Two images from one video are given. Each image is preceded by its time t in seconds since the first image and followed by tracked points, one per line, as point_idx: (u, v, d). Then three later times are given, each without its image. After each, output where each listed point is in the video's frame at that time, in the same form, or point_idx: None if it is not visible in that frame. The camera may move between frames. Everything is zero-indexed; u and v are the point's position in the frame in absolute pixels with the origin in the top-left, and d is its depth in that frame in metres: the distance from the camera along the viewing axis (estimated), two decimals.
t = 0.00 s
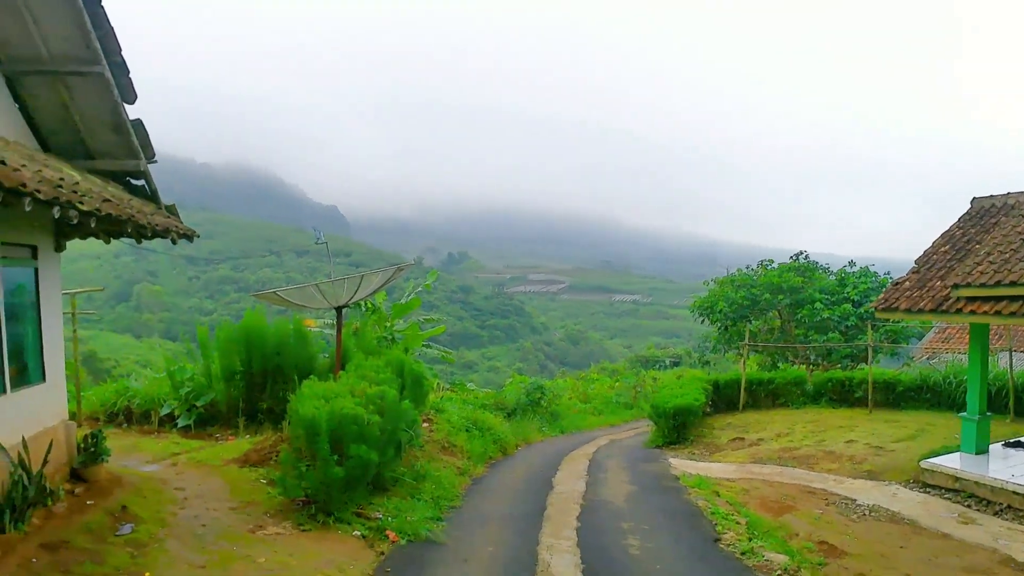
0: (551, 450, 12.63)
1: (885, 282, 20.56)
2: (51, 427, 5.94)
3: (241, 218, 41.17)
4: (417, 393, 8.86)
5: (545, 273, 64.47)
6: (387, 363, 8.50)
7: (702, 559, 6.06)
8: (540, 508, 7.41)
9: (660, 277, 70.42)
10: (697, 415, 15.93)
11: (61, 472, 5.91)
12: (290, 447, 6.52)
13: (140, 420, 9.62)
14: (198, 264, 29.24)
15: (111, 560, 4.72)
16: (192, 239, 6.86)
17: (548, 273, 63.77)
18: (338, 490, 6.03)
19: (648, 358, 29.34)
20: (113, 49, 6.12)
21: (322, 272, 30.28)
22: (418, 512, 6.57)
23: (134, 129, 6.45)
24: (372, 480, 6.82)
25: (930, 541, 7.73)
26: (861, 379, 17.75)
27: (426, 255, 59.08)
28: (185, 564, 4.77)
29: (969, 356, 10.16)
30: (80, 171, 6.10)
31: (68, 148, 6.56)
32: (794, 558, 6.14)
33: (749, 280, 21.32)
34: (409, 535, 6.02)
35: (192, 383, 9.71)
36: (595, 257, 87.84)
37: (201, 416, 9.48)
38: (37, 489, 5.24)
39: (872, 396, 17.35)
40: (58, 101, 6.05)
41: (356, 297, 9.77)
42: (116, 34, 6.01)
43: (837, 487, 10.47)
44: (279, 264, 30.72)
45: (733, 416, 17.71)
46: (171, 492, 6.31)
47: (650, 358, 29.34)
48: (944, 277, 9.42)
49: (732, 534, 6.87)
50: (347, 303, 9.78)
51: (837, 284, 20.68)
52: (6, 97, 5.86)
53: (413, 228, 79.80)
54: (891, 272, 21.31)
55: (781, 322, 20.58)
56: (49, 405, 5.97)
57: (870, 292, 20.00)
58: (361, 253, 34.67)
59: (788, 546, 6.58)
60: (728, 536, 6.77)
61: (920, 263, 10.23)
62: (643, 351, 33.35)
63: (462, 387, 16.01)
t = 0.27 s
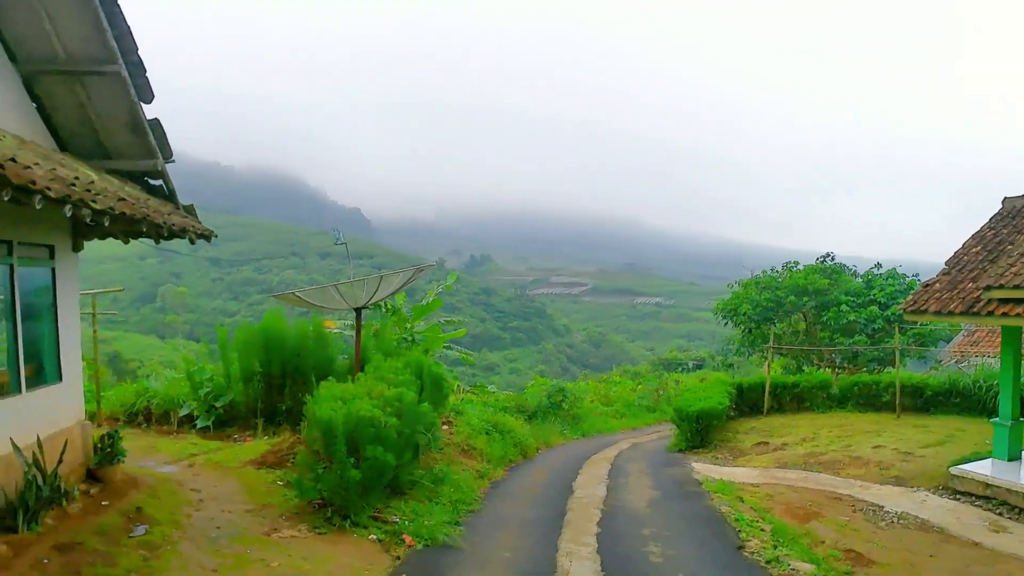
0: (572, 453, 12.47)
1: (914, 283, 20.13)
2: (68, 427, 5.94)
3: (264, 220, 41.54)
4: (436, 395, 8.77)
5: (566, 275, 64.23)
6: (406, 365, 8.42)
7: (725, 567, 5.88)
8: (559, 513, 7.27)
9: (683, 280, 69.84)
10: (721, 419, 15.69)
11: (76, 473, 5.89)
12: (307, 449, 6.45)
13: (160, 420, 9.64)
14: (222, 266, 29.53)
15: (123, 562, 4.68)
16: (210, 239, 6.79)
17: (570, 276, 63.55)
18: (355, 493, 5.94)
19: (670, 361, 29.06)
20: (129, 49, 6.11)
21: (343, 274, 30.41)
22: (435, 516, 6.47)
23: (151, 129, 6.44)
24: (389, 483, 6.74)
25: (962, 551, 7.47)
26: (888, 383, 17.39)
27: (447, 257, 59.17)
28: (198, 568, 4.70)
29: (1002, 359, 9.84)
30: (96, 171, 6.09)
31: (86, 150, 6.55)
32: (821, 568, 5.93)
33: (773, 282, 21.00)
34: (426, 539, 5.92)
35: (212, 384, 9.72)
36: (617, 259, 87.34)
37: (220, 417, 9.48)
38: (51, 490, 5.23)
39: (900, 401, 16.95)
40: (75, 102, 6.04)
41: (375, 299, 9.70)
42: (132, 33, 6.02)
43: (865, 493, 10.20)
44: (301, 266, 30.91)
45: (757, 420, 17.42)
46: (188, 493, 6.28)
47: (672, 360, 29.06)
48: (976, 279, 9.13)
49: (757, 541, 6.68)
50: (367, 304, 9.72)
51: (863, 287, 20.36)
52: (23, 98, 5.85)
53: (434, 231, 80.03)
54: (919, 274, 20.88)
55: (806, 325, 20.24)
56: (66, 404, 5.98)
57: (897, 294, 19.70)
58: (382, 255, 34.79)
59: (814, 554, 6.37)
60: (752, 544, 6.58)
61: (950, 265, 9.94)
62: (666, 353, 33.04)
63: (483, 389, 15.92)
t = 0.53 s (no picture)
0: (588, 453, 12.30)
1: (939, 284, 19.71)
2: (79, 421, 5.92)
3: (284, 217, 41.76)
4: (451, 392, 8.65)
5: (585, 273, 63.92)
6: (421, 361, 8.30)
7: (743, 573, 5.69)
8: (574, 515, 7.11)
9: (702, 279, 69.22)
10: (740, 420, 15.42)
11: (87, 466, 5.89)
12: (318, 445, 6.36)
13: (175, 414, 9.63)
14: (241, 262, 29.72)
15: (129, 557, 4.61)
16: (223, 232, 6.71)
17: (588, 274, 63.26)
18: (366, 491, 5.83)
19: (688, 360, 28.75)
20: (143, 39, 6.03)
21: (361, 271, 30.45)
22: (447, 516, 6.35)
23: (164, 120, 6.40)
24: (402, 482, 6.63)
25: (991, 561, 7.21)
26: (912, 385, 17.04)
27: (466, 255, 59.13)
28: (205, 565, 4.62)
29: None
30: (109, 162, 6.08)
31: (101, 140, 6.56)
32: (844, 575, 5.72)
33: (795, 281, 20.64)
34: (437, 539, 5.80)
35: (226, 378, 9.69)
36: (636, 258, 86.81)
37: (234, 412, 9.45)
38: (60, 483, 5.20)
39: (924, 403, 16.57)
40: (88, 91, 6.05)
41: (391, 294, 9.60)
42: (146, 23, 5.93)
43: (888, 498, 9.94)
44: (320, 262, 31.01)
45: (777, 421, 17.12)
46: (199, 488, 6.21)
47: (690, 360, 28.75)
48: (1006, 280, 8.83)
49: (777, 546, 6.47)
50: (382, 300, 9.63)
51: (888, 287, 19.97)
52: (37, 87, 5.88)
53: (453, 228, 80.08)
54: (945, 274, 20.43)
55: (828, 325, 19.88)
56: (76, 397, 5.94)
57: (921, 295, 19.36)
58: (400, 252, 34.80)
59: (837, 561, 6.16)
60: (771, 549, 6.38)
61: (979, 265, 9.64)
62: (684, 353, 32.71)
63: (499, 387, 15.79)
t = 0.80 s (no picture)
0: (595, 454, 12.16)
1: (951, 286, 19.45)
2: (78, 418, 5.84)
3: (292, 214, 41.78)
4: (457, 391, 8.53)
5: (592, 273, 63.71)
6: (426, 360, 8.19)
7: None
8: (581, 518, 6.98)
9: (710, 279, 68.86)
10: (749, 422, 15.23)
11: (86, 464, 5.80)
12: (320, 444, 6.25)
13: (179, 411, 9.56)
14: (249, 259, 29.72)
15: (126, 558, 4.50)
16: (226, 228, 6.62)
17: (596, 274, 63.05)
18: (369, 491, 5.72)
19: (696, 361, 28.54)
20: (145, 29, 5.97)
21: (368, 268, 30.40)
22: (452, 517, 6.24)
23: (167, 112, 6.34)
24: (405, 482, 6.52)
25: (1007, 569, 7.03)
26: (924, 388, 16.81)
27: (473, 253, 59.04)
28: (204, 566, 4.50)
29: None
30: (110, 155, 6.00)
31: (103, 133, 6.49)
32: None
33: (805, 282, 20.42)
34: (442, 541, 5.68)
35: (230, 375, 9.62)
36: (644, 258, 86.52)
37: (238, 410, 9.37)
38: (57, 481, 5.12)
39: (936, 406, 16.35)
40: (90, 83, 5.98)
41: (396, 292, 9.49)
42: (147, 13, 5.87)
43: (900, 503, 9.76)
44: (327, 260, 30.98)
45: (786, 423, 16.93)
46: (200, 487, 6.11)
47: (698, 361, 28.55)
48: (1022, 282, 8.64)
49: (788, 552, 6.32)
50: (388, 297, 9.53)
51: (899, 288, 19.71)
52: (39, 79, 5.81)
53: (460, 227, 80.00)
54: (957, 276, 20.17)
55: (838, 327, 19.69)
56: (75, 394, 5.85)
57: (933, 297, 19.07)
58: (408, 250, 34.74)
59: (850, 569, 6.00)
60: (783, 555, 6.22)
61: (994, 267, 9.44)
62: (692, 353, 32.49)
63: (506, 386, 15.68)
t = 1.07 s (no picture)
0: (596, 449, 12.04)
1: (952, 276, 19.35)
2: (70, 415, 5.69)
3: (288, 211, 41.57)
4: (456, 386, 8.40)
5: (590, 268, 63.60)
6: (425, 354, 8.05)
7: None
8: (584, 514, 6.86)
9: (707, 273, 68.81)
10: (750, 415, 15.11)
11: (78, 462, 5.65)
12: (318, 440, 6.11)
13: (174, 409, 9.42)
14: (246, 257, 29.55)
15: (119, 559, 4.36)
16: (220, 221, 6.54)
17: (593, 269, 62.96)
18: (368, 489, 5.60)
19: (694, 355, 28.46)
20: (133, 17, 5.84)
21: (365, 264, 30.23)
22: (453, 514, 6.12)
23: (157, 102, 6.21)
24: (405, 479, 6.40)
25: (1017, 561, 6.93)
26: (926, 378, 16.71)
27: (470, 249, 58.87)
28: (199, 567, 4.36)
29: None
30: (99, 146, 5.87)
31: (91, 124, 6.36)
32: None
33: (805, 274, 20.31)
34: (443, 539, 5.56)
35: (226, 372, 9.48)
36: (641, 252, 86.48)
37: (234, 407, 9.23)
38: (47, 480, 4.97)
39: (938, 397, 16.27)
40: (78, 73, 5.84)
41: (393, 286, 9.35)
42: None
43: (906, 495, 9.66)
44: (324, 257, 30.81)
45: (787, 416, 16.84)
46: (196, 484, 5.97)
47: (696, 355, 28.47)
48: None
49: (797, 547, 6.21)
50: (385, 292, 9.39)
51: (899, 279, 19.60)
52: (25, 69, 5.67)
53: (457, 223, 79.82)
54: (957, 267, 20.06)
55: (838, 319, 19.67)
56: (67, 392, 5.70)
57: (934, 288, 18.96)
58: (405, 246, 34.59)
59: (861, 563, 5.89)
60: (791, 549, 6.11)
61: (999, 255, 9.33)
62: (690, 347, 32.42)
63: (504, 381, 15.56)
